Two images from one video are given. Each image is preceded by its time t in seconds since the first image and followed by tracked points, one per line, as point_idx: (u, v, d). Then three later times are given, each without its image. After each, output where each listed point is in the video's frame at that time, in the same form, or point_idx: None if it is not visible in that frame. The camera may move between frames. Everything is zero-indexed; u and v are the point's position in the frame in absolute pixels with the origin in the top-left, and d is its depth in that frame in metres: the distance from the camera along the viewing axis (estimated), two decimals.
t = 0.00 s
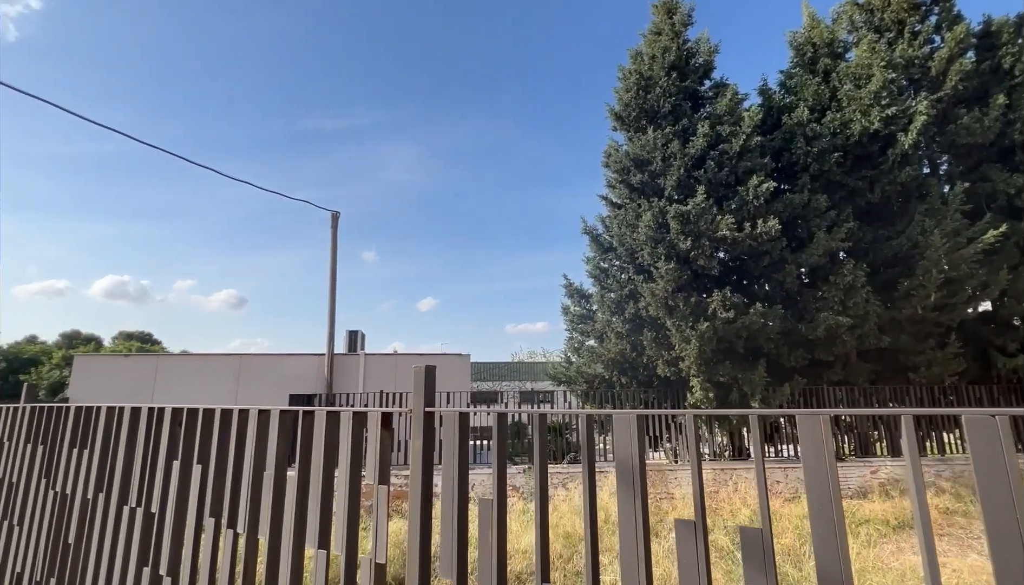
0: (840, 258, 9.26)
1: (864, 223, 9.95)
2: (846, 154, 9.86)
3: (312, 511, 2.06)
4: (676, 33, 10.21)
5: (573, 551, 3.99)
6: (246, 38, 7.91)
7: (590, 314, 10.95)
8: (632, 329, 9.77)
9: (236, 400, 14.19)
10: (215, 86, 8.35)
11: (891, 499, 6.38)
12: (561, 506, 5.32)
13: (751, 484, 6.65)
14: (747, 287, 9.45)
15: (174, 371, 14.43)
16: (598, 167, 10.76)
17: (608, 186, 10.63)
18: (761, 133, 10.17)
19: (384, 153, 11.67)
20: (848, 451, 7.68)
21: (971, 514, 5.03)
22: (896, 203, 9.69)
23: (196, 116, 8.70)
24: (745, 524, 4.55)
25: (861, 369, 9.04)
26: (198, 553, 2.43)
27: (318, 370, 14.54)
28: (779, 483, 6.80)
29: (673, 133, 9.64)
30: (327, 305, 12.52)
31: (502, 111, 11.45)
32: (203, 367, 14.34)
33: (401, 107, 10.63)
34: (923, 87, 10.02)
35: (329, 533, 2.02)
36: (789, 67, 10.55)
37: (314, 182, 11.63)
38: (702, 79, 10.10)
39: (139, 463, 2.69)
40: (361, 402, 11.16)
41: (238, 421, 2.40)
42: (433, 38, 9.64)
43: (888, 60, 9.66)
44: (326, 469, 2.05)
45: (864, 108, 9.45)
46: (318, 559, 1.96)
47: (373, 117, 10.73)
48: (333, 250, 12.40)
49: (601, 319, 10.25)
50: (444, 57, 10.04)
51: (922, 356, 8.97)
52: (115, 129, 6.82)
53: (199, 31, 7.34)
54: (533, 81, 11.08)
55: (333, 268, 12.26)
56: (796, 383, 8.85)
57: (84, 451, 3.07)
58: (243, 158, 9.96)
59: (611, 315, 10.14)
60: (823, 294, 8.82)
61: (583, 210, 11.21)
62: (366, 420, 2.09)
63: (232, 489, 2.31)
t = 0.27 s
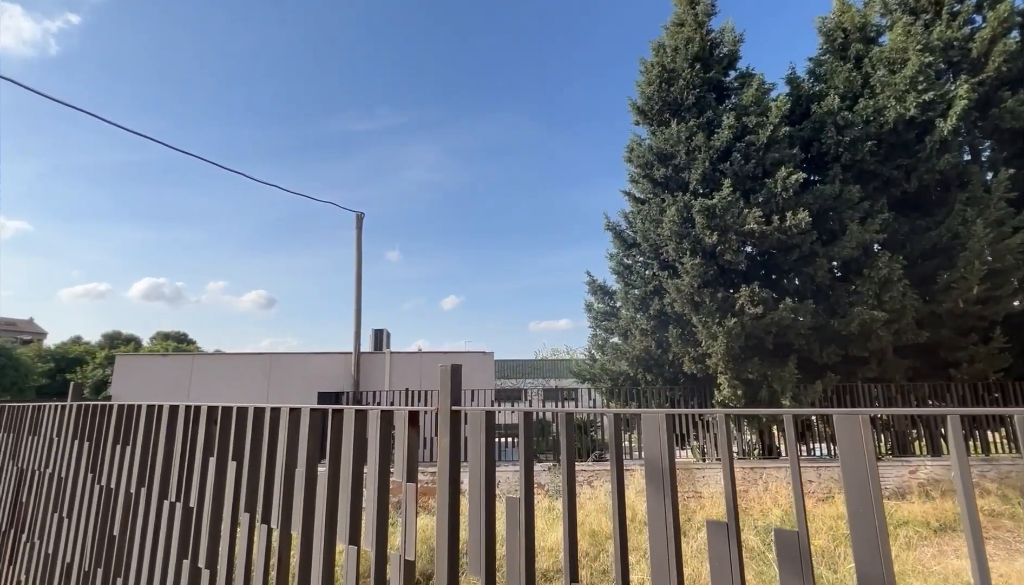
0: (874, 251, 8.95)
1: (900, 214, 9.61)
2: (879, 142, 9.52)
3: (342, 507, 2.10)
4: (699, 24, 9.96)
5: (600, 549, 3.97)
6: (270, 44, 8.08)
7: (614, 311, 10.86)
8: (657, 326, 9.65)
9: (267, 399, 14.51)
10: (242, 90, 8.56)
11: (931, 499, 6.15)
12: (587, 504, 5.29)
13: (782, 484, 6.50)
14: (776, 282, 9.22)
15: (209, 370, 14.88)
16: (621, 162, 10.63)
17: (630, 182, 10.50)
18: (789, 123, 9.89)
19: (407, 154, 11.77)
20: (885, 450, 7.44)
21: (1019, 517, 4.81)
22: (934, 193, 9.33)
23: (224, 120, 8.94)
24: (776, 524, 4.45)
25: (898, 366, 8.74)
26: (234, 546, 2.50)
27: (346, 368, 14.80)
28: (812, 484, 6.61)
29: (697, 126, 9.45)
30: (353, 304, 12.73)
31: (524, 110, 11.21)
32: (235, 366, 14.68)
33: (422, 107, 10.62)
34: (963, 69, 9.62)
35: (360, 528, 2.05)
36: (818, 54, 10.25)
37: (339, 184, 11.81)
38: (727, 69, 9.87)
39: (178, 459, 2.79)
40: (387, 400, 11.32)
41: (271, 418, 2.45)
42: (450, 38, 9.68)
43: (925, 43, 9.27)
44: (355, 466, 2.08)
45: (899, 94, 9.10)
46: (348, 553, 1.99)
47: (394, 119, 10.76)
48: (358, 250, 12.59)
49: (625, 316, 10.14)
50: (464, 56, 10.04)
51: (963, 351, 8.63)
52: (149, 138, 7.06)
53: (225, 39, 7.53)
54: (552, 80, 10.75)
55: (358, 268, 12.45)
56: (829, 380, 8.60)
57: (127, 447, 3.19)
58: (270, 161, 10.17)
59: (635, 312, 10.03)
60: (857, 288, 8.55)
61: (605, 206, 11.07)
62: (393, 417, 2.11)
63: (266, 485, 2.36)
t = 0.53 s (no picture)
0: (911, 243, 8.62)
1: (939, 203, 9.24)
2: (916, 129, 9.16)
3: (370, 504, 2.12)
4: (723, 13, 9.59)
5: (628, 550, 3.92)
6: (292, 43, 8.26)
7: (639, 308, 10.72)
8: (683, 322, 9.48)
9: (297, 398, 14.93)
10: (266, 93, 8.77)
11: (977, 500, 5.87)
12: (613, 503, 5.23)
13: (815, 484, 6.31)
14: (807, 276, 8.95)
15: (241, 369, 15.32)
16: (644, 157, 10.47)
17: (654, 176, 10.34)
18: (819, 112, 9.59)
19: (429, 154, 11.85)
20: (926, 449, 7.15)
21: None
22: (976, 180, 8.95)
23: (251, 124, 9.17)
24: (811, 524, 4.32)
25: (938, 362, 8.40)
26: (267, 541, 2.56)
27: (372, 367, 15.03)
28: (847, 484, 6.37)
29: (723, 118, 9.25)
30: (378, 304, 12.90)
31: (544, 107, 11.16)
32: (266, 366, 15.14)
33: (442, 106, 10.70)
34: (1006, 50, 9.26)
35: (388, 525, 2.07)
36: (850, 39, 9.88)
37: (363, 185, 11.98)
38: (753, 59, 9.62)
39: (213, 455, 2.87)
40: (413, 398, 11.42)
41: (301, 415, 2.50)
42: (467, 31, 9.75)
43: (965, 24, 8.87)
44: (383, 463, 2.10)
45: (938, 79, 8.74)
46: (375, 550, 2.01)
47: (416, 119, 10.84)
48: (383, 250, 12.74)
49: (650, 313, 10.00)
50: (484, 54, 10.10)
51: (1009, 347, 8.25)
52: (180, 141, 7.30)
53: (248, 38, 7.75)
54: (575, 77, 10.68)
55: (383, 268, 12.61)
56: (864, 377, 8.32)
57: (165, 443, 3.31)
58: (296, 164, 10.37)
59: (660, 309, 9.87)
60: (894, 282, 8.25)
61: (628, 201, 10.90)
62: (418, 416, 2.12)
63: (297, 481, 2.41)
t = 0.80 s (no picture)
0: (952, 234, 8.30)
1: (981, 192, 8.85)
2: (956, 115, 8.79)
3: (396, 503, 2.14)
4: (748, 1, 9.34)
5: (655, 548, 3.88)
6: (314, 46, 8.40)
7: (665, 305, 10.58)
8: (710, 319, 9.31)
9: (326, 395, 15.21)
10: (291, 98, 8.95)
11: None
12: (640, 502, 5.17)
13: (851, 484, 6.11)
14: (840, 270, 8.68)
15: (272, 368, 15.72)
16: (668, 152, 10.32)
17: (678, 171, 10.17)
18: (851, 100, 9.28)
19: (452, 154, 11.91)
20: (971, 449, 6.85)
21: None
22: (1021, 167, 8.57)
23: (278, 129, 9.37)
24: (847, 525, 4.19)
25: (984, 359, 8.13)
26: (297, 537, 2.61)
27: (398, 366, 15.22)
28: (885, 484, 6.04)
29: (749, 109, 9.03)
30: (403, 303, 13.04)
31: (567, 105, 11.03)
32: (295, 364, 15.48)
33: (462, 104, 10.76)
34: None
35: (413, 524, 2.09)
36: (884, 23, 9.53)
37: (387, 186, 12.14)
38: (781, 48, 9.37)
39: (246, 453, 2.95)
40: (438, 396, 11.51)
41: (329, 415, 2.55)
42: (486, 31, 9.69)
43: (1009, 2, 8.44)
44: (407, 462, 2.12)
45: (979, 61, 8.35)
46: (401, 548, 2.04)
47: (438, 119, 10.92)
48: (407, 250, 12.88)
49: (675, 310, 9.86)
50: (505, 52, 10.06)
51: None
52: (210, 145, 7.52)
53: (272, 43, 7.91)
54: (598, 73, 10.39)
55: (407, 268, 12.75)
56: (902, 374, 8.03)
57: (201, 441, 3.42)
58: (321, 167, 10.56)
59: (686, 305, 9.71)
60: (933, 275, 7.94)
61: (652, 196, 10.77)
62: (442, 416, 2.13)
63: (325, 480, 2.45)
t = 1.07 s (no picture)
0: (996, 225, 7.96)
1: None
2: (999, 99, 8.40)
3: (420, 500, 2.17)
4: None
5: (682, 550, 3.83)
6: (337, 52, 8.51)
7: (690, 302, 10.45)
8: (738, 316, 9.12)
9: (354, 394, 15.50)
10: (316, 102, 9.12)
11: None
12: (666, 502, 5.10)
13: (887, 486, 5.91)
14: (874, 264, 8.39)
15: (301, 368, 16.10)
16: (693, 146, 10.15)
17: (703, 165, 10.00)
18: (885, 87, 8.96)
19: (473, 153, 11.94)
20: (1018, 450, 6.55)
21: None
22: None
23: (304, 133, 9.58)
24: (885, 528, 4.06)
25: None
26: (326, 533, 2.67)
27: (423, 365, 15.39)
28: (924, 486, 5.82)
29: (777, 100, 8.80)
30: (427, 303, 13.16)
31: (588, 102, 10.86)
32: (324, 364, 15.81)
33: (482, 104, 10.73)
34: None
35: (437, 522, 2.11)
36: (920, 6, 9.17)
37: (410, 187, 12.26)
38: (809, 35, 9.11)
39: (276, 451, 3.03)
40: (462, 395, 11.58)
41: (355, 414, 2.59)
42: (505, 30, 9.57)
43: None
44: (430, 461, 2.15)
45: None
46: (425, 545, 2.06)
47: (459, 119, 10.96)
48: (430, 250, 12.99)
49: (701, 307, 9.72)
50: (525, 53, 9.91)
51: None
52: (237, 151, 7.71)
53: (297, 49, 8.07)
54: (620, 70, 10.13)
55: (431, 268, 12.85)
56: (942, 372, 7.73)
57: (234, 438, 3.53)
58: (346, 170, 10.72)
59: (713, 302, 9.57)
60: (975, 268, 7.65)
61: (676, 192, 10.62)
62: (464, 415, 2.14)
63: (351, 477, 2.50)
